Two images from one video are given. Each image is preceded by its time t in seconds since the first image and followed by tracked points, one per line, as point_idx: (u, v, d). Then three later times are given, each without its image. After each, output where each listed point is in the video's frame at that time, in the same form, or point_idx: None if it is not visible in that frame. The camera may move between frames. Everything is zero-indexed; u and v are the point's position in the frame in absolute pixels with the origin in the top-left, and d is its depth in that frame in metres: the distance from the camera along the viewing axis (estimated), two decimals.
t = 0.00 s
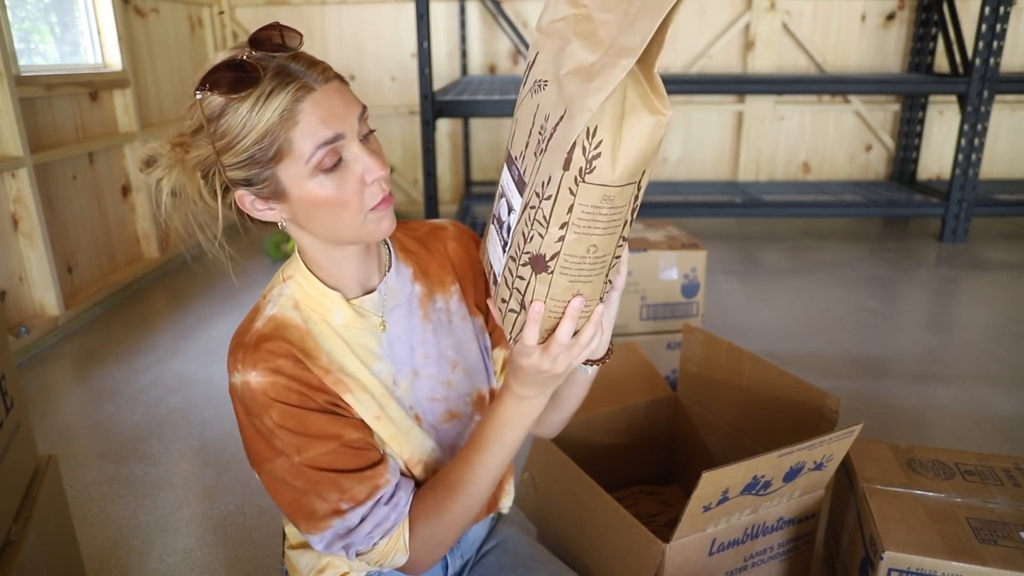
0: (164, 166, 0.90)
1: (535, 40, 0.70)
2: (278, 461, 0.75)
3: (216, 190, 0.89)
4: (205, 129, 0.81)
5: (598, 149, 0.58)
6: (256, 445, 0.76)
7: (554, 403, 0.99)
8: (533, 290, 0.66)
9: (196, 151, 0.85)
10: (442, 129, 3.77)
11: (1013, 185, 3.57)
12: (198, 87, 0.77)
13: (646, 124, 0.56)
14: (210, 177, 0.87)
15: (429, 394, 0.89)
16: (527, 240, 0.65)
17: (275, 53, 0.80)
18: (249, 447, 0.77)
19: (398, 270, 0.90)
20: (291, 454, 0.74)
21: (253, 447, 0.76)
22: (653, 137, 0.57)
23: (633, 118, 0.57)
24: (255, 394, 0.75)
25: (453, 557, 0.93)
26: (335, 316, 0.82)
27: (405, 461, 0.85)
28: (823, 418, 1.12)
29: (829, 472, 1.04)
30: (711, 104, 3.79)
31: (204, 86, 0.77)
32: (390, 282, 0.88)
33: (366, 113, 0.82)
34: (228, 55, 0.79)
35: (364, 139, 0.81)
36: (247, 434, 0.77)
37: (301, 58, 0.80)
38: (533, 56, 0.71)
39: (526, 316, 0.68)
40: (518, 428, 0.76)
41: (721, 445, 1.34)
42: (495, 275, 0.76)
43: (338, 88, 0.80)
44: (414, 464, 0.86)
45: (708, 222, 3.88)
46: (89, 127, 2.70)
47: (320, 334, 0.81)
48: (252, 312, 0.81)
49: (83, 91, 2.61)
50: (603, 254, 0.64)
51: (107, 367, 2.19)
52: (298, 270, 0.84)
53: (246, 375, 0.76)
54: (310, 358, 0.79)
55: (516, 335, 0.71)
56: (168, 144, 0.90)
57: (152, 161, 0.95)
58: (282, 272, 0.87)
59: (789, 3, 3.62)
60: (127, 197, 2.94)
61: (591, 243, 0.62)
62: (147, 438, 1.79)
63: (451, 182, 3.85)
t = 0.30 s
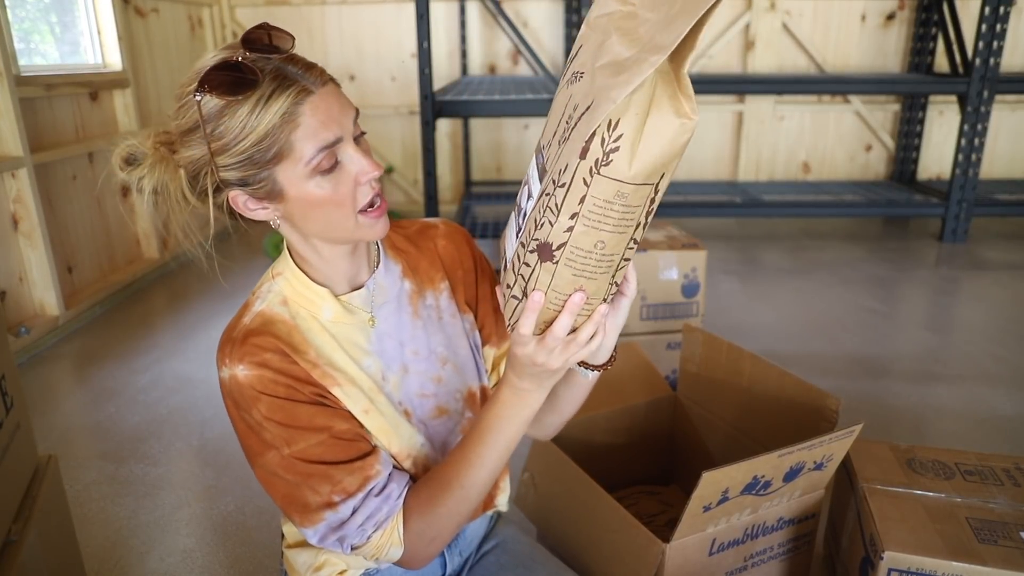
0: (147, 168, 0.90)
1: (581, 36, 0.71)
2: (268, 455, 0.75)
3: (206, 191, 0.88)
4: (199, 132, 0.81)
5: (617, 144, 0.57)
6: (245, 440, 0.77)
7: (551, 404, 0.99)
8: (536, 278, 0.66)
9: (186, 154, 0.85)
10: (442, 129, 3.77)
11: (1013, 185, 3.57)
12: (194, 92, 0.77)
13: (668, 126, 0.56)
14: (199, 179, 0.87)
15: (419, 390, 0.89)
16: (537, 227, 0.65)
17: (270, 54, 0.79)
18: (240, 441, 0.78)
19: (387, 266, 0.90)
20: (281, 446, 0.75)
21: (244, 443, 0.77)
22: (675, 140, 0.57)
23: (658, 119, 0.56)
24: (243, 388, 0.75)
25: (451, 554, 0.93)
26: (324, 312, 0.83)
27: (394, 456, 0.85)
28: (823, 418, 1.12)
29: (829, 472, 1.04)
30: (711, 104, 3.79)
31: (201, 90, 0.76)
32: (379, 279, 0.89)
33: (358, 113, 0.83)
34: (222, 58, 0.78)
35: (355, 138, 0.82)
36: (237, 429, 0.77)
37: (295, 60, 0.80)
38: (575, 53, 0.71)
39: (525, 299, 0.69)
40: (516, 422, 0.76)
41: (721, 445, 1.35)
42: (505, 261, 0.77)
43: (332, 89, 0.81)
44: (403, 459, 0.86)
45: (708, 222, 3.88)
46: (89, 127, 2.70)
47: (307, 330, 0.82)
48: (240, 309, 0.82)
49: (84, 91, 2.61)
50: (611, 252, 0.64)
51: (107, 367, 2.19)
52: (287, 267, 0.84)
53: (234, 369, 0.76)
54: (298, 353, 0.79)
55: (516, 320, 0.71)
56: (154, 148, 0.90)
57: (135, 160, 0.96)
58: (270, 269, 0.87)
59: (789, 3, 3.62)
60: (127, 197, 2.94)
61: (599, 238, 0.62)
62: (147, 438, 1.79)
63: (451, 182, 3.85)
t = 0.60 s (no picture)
0: (150, 173, 0.90)
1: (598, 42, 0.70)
2: (266, 453, 0.76)
3: (206, 193, 0.88)
4: (196, 134, 0.81)
5: (626, 141, 0.58)
6: (244, 437, 0.78)
7: (550, 407, 0.99)
8: (540, 272, 0.67)
9: (185, 157, 0.85)
10: (442, 129, 3.78)
11: (1012, 185, 3.58)
12: (186, 92, 0.78)
13: (678, 125, 0.57)
14: (200, 181, 0.87)
15: (419, 391, 0.89)
16: (543, 220, 0.67)
17: (261, 54, 0.80)
18: (239, 438, 0.78)
19: (388, 267, 0.91)
20: (278, 444, 0.75)
21: (243, 440, 0.78)
22: (683, 140, 0.58)
23: (667, 118, 0.57)
24: (242, 385, 0.76)
25: (451, 554, 0.93)
26: (325, 311, 0.83)
27: (391, 456, 0.85)
28: (823, 418, 1.13)
29: (828, 472, 1.05)
30: (710, 105, 3.79)
31: (194, 90, 0.77)
32: (381, 279, 0.90)
33: (351, 110, 0.83)
34: (214, 60, 0.79)
35: (349, 135, 0.82)
36: (236, 427, 0.78)
37: (287, 59, 0.81)
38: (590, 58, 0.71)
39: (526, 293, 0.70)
40: (512, 427, 0.74)
41: (721, 445, 1.35)
42: (510, 255, 0.77)
43: (323, 85, 0.81)
44: (400, 460, 0.86)
45: (708, 222, 3.89)
46: (90, 127, 2.70)
47: (308, 329, 0.82)
48: (242, 306, 0.83)
49: (84, 91, 2.61)
50: (614, 249, 0.65)
51: (108, 367, 2.19)
52: (289, 266, 0.85)
53: (234, 366, 0.77)
54: (298, 351, 0.80)
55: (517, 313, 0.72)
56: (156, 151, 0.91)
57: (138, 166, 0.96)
58: (272, 268, 0.88)
59: (788, 3, 3.62)
60: (127, 196, 2.94)
61: (603, 234, 0.63)
62: (148, 437, 1.79)
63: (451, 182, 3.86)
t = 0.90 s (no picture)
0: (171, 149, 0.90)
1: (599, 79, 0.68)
2: (271, 439, 0.75)
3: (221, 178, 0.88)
4: (215, 120, 0.82)
5: (613, 196, 0.58)
6: (250, 424, 0.77)
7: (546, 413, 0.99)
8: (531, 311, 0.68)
9: (205, 141, 0.85)
10: (442, 130, 3.78)
11: (1012, 185, 3.58)
12: (210, 82, 0.78)
13: (663, 182, 0.57)
14: (216, 165, 0.87)
15: (423, 387, 0.89)
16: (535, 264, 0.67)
17: (288, 50, 0.80)
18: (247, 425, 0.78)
19: (395, 264, 0.92)
20: (281, 430, 0.74)
21: (250, 427, 0.77)
22: (669, 196, 0.57)
23: (655, 175, 0.57)
24: (246, 369, 0.76)
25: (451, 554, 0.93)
26: (332, 303, 0.84)
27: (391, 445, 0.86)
28: (823, 418, 1.13)
29: (828, 472, 1.05)
30: (711, 105, 3.79)
31: (217, 81, 0.77)
32: (387, 275, 0.90)
33: (373, 114, 0.82)
34: (242, 50, 0.79)
35: (367, 139, 0.81)
36: (244, 413, 0.78)
37: (314, 58, 0.80)
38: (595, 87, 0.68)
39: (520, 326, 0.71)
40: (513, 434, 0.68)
41: (721, 446, 1.35)
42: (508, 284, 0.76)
43: (347, 88, 0.80)
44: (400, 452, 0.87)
45: (708, 222, 3.89)
46: (90, 127, 2.70)
47: (315, 319, 0.83)
48: (251, 295, 0.83)
49: (84, 91, 2.61)
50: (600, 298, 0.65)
51: (108, 367, 2.19)
52: (297, 258, 0.86)
53: (239, 350, 0.77)
54: (304, 338, 0.80)
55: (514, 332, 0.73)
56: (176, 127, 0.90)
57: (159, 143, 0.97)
58: (281, 260, 0.88)
59: (788, 3, 3.62)
60: (127, 196, 2.94)
61: (590, 283, 0.64)
62: (147, 438, 1.79)
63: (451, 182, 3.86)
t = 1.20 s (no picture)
0: (198, 122, 0.88)
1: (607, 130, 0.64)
2: (260, 435, 0.76)
3: (238, 161, 0.87)
4: (232, 108, 0.82)
5: (588, 313, 0.52)
6: (243, 414, 0.78)
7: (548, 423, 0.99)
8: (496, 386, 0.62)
9: (224, 124, 0.84)
10: (442, 130, 3.78)
11: (1013, 185, 3.58)
12: (227, 70, 0.78)
13: (644, 313, 0.50)
14: (233, 149, 0.86)
15: (425, 392, 0.88)
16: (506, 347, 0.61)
17: (312, 47, 0.79)
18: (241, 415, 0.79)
19: (406, 266, 0.92)
20: (269, 430, 0.75)
21: (243, 417, 0.79)
22: (650, 326, 0.51)
23: (640, 299, 0.50)
24: (241, 364, 0.76)
25: (452, 554, 0.93)
26: (338, 302, 0.84)
27: (386, 453, 0.85)
28: (823, 418, 1.13)
29: (828, 472, 1.05)
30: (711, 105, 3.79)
31: (234, 71, 0.77)
32: (397, 277, 0.91)
33: (388, 121, 0.81)
34: (267, 41, 0.79)
35: (377, 146, 0.80)
36: (239, 402, 0.79)
37: (335, 58, 0.79)
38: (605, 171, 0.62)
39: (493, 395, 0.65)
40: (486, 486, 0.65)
41: (721, 446, 1.35)
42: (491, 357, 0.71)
43: (365, 93, 0.79)
44: (397, 458, 0.86)
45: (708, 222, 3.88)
46: (90, 127, 2.70)
47: (319, 317, 0.83)
48: (259, 288, 0.84)
49: (84, 91, 2.61)
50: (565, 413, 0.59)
51: (108, 367, 2.19)
52: (308, 253, 0.87)
53: (237, 343, 0.77)
54: (305, 338, 0.80)
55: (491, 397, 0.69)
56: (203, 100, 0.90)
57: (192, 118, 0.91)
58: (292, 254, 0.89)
59: (788, 3, 3.62)
60: (127, 196, 2.94)
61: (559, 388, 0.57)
62: (147, 437, 1.79)
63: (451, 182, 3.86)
